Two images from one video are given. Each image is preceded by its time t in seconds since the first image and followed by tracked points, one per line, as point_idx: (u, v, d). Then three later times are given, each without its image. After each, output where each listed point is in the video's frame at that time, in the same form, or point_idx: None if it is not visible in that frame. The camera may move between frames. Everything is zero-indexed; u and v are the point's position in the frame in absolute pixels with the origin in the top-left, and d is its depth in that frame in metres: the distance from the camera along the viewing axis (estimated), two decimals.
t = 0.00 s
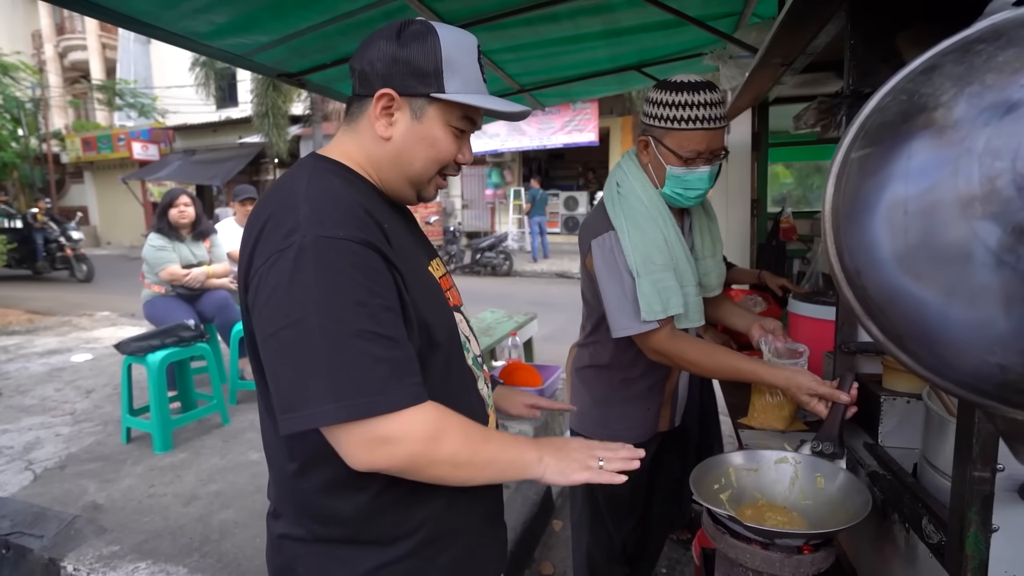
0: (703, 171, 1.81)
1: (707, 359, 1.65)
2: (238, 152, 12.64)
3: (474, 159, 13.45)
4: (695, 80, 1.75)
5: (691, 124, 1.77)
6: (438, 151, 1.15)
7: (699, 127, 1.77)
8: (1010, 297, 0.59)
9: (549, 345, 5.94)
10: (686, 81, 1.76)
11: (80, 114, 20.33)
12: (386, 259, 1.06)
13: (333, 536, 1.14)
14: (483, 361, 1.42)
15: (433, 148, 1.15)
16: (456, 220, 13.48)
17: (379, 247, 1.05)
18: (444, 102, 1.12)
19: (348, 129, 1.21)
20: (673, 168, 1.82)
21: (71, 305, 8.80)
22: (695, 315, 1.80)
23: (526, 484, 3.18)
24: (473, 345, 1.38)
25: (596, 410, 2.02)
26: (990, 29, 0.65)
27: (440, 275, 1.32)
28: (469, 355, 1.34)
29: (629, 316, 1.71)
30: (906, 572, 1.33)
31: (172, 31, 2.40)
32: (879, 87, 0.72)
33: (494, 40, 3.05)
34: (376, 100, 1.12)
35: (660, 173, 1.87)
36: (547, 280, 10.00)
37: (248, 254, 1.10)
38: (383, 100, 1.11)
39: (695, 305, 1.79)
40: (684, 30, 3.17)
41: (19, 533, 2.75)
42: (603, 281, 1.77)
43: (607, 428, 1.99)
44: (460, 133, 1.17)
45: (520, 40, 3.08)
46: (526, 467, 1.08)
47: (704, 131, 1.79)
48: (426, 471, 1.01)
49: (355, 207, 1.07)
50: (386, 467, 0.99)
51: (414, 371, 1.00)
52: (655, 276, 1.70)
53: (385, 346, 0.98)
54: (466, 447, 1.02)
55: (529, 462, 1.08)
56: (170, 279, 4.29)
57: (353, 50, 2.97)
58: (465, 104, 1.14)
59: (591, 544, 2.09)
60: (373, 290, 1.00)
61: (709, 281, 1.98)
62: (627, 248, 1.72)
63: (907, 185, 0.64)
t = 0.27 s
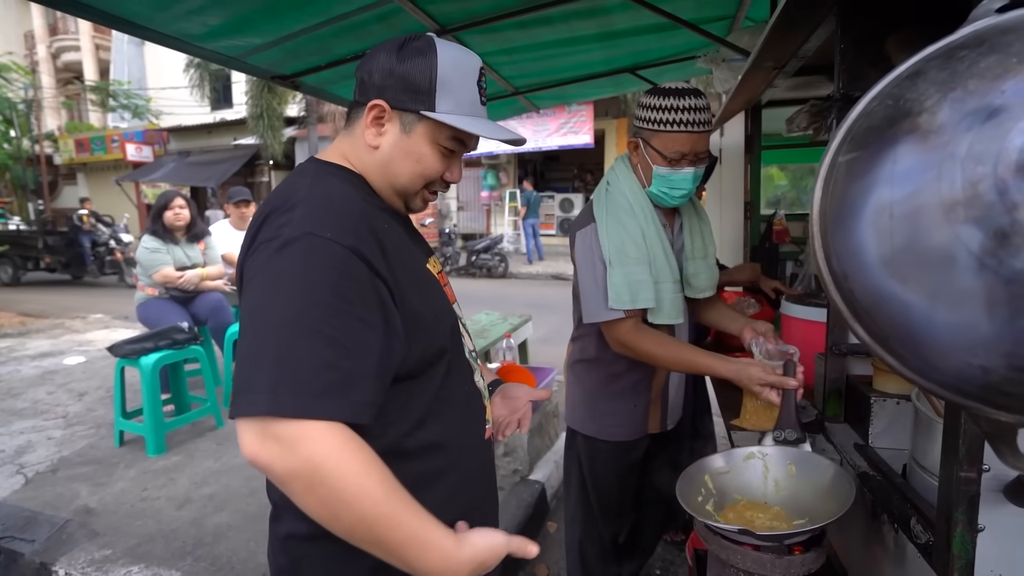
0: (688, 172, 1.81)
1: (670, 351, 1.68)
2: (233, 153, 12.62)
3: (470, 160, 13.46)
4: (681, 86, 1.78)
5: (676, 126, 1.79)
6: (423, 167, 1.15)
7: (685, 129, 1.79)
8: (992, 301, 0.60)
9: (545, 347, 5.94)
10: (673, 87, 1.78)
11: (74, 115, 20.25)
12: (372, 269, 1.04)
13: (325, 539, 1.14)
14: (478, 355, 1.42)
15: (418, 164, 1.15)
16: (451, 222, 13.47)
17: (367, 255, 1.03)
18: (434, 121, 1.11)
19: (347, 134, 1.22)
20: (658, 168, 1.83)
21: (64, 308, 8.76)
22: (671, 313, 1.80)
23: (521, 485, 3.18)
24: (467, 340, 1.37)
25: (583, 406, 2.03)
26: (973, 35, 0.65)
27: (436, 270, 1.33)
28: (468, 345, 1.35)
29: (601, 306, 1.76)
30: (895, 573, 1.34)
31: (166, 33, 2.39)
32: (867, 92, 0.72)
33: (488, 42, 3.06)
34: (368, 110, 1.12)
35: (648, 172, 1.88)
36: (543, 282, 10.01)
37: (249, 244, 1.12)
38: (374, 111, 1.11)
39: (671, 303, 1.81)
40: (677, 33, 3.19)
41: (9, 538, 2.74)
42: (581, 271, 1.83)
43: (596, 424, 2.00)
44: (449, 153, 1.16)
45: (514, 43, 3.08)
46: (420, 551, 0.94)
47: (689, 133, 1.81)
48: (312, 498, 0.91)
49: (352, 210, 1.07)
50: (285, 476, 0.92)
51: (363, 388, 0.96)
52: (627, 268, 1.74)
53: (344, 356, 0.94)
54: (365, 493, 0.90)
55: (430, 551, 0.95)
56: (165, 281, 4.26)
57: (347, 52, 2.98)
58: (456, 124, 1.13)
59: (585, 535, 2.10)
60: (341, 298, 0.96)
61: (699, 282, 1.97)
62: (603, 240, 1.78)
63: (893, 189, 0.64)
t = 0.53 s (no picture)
0: (680, 171, 1.87)
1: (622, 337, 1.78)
2: (228, 157, 12.60)
3: (466, 164, 13.47)
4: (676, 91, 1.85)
5: (667, 128, 1.85)
6: (413, 172, 1.16)
7: (675, 130, 1.85)
8: (975, 304, 0.61)
9: (540, 351, 5.94)
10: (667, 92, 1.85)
11: (68, 118, 20.20)
12: (374, 269, 1.05)
13: (318, 544, 1.15)
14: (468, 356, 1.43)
15: (409, 169, 1.16)
16: (447, 225, 13.47)
17: (369, 256, 1.04)
18: (423, 127, 1.12)
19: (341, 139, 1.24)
20: (652, 166, 1.89)
21: (57, 311, 8.73)
22: (643, 302, 1.87)
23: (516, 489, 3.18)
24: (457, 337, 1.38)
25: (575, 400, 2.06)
26: (955, 44, 0.67)
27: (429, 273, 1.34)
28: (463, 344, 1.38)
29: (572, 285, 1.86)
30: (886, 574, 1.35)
31: (161, 37, 2.40)
32: (853, 98, 0.74)
33: (483, 47, 3.07)
34: (360, 116, 1.13)
35: (644, 172, 1.95)
36: (539, 286, 10.02)
37: (251, 252, 1.11)
38: (367, 117, 1.13)
39: (644, 293, 1.87)
40: (671, 38, 3.21)
41: None
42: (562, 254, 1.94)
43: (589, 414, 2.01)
44: (438, 158, 1.17)
45: (509, 48, 3.10)
46: (449, 515, 0.96)
47: (680, 135, 1.86)
48: (337, 480, 0.90)
49: (350, 213, 1.08)
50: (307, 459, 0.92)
51: (375, 381, 0.95)
52: (598, 252, 1.84)
53: (355, 352, 0.94)
54: (393, 466, 0.91)
55: (458, 510, 0.97)
56: (159, 285, 4.26)
57: (342, 57, 2.99)
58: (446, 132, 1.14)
59: (576, 536, 2.11)
60: (347, 296, 0.96)
61: (690, 282, 1.97)
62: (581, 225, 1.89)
63: (878, 194, 0.65)
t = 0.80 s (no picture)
0: (674, 175, 1.88)
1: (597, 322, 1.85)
2: (225, 162, 12.59)
3: (463, 170, 13.49)
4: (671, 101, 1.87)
5: (663, 134, 1.87)
6: (405, 165, 1.18)
7: (669, 136, 1.86)
8: (965, 310, 0.61)
9: (537, 356, 5.94)
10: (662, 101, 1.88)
11: (65, 123, 20.17)
12: (411, 254, 1.13)
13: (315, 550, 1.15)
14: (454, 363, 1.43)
15: (400, 163, 1.17)
16: (444, 230, 13.48)
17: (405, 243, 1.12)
18: (412, 120, 1.14)
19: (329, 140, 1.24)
20: (647, 169, 1.90)
21: (52, 317, 8.70)
22: (625, 292, 1.90)
23: (513, 494, 3.18)
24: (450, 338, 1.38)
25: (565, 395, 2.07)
26: (945, 53, 0.68)
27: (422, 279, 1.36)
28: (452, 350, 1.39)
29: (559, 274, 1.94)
30: None
31: (158, 43, 2.40)
32: (844, 106, 0.74)
33: (480, 54, 3.08)
34: (348, 114, 1.15)
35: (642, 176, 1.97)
36: (536, 291, 10.02)
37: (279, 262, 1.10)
38: (356, 115, 1.14)
39: (625, 282, 1.90)
40: (666, 45, 3.23)
41: None
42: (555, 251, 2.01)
43: (574, 402, 2.03)
44: (427, 151, 1.19)
45: (506, 54, 3.11)
46: (553, 442, 1.06)
47: (675, 141, 1.87)
48: (455, 442, 1.00)
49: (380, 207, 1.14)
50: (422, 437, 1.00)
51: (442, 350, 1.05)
52: (583, 242, 1.91)
53: (422, 327, 1.03)
54: (496, 419, 1.00)
55: (562, 436, 1.07)
56: (154, 290, 4.27)
57: (339, 63, 3.00)
58: (435, 123, 1.16)
59: (560, 530, 2.13)
60: (401, 279, 1.05)
61: (680, 280, 1.96)
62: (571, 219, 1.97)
63: (869, 201, 0.66)
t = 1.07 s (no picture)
0: (662, 175, 1.89)
1: (580, 310, 1.86)
2: (221, 164, 12.57)
3: (460, 171, 13.49)
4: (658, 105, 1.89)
5: (651, 135, 1.88)
6: (407, 157, 1.21)
7: (658, 137, 1.88)
8: (956, 311, 0.62)
9: (535, 358, 5.94)
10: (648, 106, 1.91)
11: (60, 124, 20.11)
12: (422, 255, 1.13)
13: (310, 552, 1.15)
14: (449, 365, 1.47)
15: (402, 155, 1.20)
16: (441, 232, 13.47)
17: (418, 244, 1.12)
18: (410, 113, 1.17)
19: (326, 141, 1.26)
20: (636, 170, 1.92)
21: (47, 319, 8.67)
22: (610, 287, 1.91)
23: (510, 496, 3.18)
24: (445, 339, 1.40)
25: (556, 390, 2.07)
26: (936, 57, 0.68)
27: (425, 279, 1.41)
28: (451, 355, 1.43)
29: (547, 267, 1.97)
30: None
31: (154, 44, 2.40)
32: (837, 108, 0.74)
33: (476, 56, 3.09)
34: (349, 112, 1.18)
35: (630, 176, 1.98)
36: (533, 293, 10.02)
37: (297, 240, 1.09)
38: (356, 112, 1.17)
39: (611, 277, 1.91)
40: (662, 47, 3.24)
41: None
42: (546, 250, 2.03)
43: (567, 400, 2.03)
44: (427, 142, 1.22)
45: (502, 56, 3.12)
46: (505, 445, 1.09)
47: (664, 141, 1.88)
48: (424, 432, 1.01)
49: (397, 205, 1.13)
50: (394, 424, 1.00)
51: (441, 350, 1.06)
52: (569, 238, 1.94)
53: (423, 330, 1.03)
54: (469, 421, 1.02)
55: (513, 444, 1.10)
56: (150, 293, 4.25)
57: (335, 65, 3.00)
58: (433, 114, 1.19)
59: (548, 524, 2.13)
60: (410, 280, 1.05)
61: (669, 277, 1.96)
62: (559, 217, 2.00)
63: (862, 203, 0.66)
